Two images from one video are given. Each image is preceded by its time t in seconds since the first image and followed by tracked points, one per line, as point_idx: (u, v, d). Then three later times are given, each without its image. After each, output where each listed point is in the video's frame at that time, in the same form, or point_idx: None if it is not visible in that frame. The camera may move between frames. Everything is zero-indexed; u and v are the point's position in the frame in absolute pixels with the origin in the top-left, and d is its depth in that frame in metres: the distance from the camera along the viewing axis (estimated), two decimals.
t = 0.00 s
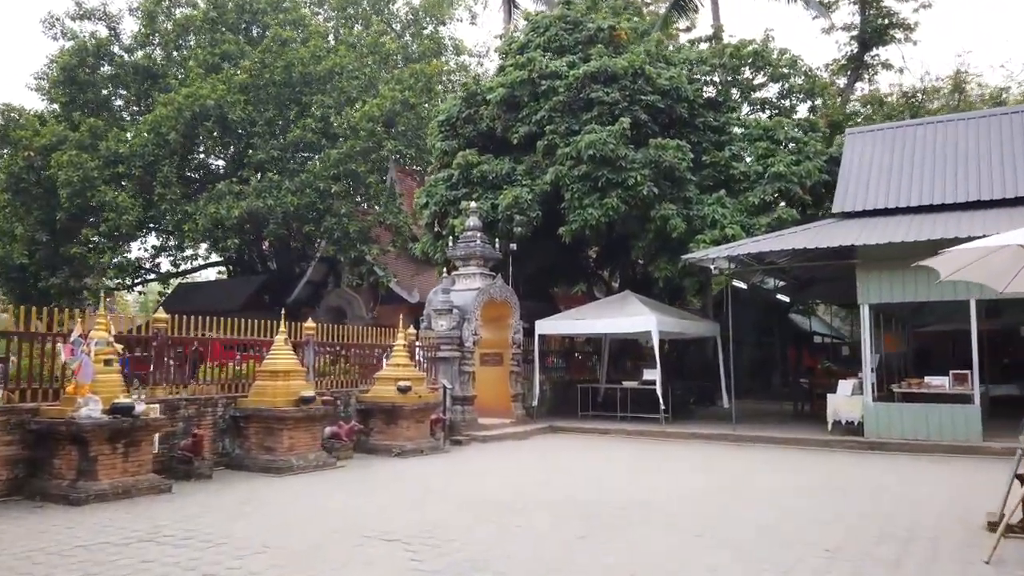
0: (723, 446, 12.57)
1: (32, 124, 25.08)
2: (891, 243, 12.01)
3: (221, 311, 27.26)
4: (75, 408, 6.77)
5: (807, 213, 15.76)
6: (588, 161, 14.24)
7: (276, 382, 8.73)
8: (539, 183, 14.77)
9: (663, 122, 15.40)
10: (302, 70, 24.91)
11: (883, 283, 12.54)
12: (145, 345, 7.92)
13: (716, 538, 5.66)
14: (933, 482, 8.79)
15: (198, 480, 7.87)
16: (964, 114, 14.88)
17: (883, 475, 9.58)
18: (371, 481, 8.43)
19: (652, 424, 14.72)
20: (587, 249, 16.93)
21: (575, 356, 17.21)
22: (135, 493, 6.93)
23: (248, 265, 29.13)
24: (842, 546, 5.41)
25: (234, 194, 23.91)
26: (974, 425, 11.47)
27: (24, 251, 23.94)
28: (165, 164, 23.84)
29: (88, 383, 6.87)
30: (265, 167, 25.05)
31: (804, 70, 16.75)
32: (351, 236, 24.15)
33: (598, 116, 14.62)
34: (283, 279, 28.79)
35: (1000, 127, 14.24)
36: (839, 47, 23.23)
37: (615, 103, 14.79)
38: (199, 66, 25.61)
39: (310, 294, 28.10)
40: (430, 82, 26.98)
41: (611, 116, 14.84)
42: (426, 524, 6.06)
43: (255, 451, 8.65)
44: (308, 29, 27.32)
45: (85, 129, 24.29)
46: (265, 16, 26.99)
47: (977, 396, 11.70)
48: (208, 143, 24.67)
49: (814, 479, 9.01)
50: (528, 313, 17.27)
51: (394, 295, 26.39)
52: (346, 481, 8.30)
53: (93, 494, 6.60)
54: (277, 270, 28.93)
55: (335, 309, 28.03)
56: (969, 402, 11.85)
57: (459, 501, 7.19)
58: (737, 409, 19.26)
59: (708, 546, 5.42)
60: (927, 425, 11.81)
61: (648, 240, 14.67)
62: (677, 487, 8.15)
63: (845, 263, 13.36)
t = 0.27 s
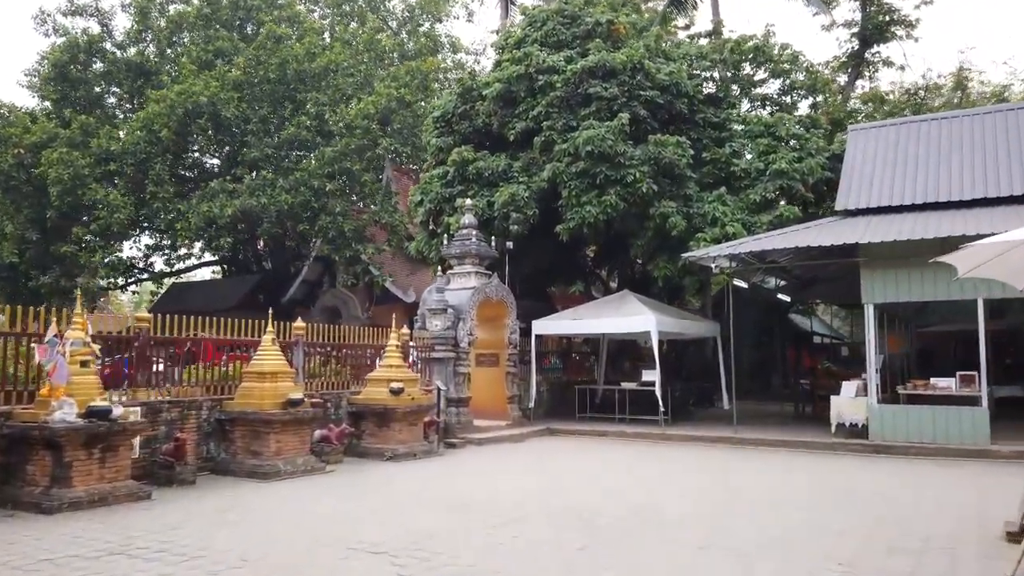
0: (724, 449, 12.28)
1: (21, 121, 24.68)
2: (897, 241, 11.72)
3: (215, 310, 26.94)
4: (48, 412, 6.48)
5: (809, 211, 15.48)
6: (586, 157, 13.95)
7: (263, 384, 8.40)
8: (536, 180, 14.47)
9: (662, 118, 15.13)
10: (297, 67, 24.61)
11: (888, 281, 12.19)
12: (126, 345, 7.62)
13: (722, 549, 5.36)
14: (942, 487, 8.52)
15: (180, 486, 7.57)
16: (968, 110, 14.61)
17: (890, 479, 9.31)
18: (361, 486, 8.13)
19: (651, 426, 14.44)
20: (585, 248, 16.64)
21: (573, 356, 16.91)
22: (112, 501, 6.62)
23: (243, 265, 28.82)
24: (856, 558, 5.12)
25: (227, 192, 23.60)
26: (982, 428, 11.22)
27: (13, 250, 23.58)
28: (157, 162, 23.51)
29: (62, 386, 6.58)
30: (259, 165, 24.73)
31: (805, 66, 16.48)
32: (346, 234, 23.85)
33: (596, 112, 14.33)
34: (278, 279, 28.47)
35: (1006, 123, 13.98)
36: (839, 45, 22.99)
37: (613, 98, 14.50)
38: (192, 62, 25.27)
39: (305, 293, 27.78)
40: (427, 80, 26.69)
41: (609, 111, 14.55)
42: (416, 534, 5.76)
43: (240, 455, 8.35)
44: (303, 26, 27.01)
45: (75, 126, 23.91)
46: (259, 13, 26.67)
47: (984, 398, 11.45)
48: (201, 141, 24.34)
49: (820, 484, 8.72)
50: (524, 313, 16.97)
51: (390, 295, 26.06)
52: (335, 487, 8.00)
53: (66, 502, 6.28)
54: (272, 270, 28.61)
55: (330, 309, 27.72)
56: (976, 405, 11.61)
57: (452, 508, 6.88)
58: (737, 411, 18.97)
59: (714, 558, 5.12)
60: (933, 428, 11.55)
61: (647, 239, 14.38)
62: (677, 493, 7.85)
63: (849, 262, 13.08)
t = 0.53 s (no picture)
0: (723, 451, 12.01)
1: (11, 119, 24.30)
2: (899, 238, 11.45)
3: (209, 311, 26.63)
4: (18, 414, 6.18)
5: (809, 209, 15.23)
6: (582, 153, 13.68)
7: (247, 386, 8.12)
8: (532, 177, 14.19)
9: (659, 114, 14.89)
10: (290, 64, 24.32)
11: (893, 275, 11.80)
12: (104, 344, 7.32)
13: (723, 559, 5.09)
14: (947, 492, 8.27)
15: (159, 491, 7.28)
16: (971, 106, 14.35)
17: (892, 482, 9.06)
18: (347, 492, 7.85)
19: (648, 428, 14.16)
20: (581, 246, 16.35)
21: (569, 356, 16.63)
22: (85, 508, 6.33)
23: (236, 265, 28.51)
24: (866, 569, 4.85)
25: (219, 190, 23.29)
26: (986, 432, 10.97)
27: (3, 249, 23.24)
28: (149, 160, 23.17)
29: (33, 388, 6.29)
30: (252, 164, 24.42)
31: (805, 62, 16.23)
32: (340, 233, 23.55)
33: (592, 107, 14.07)
34: (272, 279, 28.16)
35: (1009, 118, 13.75)
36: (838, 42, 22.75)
37: (610, 94, 14.25)
38: (185, 60, 24.95)
39: (300, 293, 27.45)
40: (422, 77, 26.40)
41: (606, 107, 14.31)
42: (401, 543, 5.48)
43: (223, 459, 8.06)
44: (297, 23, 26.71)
45: (66, 124, 23.54)
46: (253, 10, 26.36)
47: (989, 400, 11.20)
48: (193, 139, 24.01)
49: (820, 488, 8.48)
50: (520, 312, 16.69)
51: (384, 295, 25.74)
52: (320, 492, 7.71)
53: (36, 510, 5.99)
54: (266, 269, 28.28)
55: (324, 309, 27.41)
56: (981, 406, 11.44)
57: (438, 515, 6.60)
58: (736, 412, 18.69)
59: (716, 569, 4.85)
60: (936, 431, 11.30)
61: (644, 237, 14.12)
62: (674, 499, 7.61)
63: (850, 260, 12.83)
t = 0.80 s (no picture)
0: (719, 452, 11.74)
1: None
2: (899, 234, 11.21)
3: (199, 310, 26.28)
4: None
5: (806, 205, 14.99)
6: (576, 148, 13.41)
7: (226, 385, 7.79)
8: (524, 172, 13.91)
9: (653, 108, 14.64)
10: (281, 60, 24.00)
11: (893, 270, 11.54)
12: (76, 341, 7.03)
13: (722, 567, 4.83)
14: (949, 493, 8.05)
15: (134, 495, 6.98)
16: (971, 100, 14.12)
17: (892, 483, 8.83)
18: (331, 495, 7.57)
19: (643, 429, 13.90)
20: (575, 243, 16.07)
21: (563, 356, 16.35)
22: (52, 513, 6.03)
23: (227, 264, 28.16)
24: None
25: (209, 188, 22.96)
26: (988, 432, 10.76)
27: None
28: (137, 157, 22.80)
29: None
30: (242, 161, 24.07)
31: (801, 56, 15.99)
32: (332, 232, 23.24)
33: (585, 101, 13.80)
34: (264, 278, 27.80)
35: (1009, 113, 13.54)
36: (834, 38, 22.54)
37: (603, 88, 13.98)
38: (174, 56, 24.58)
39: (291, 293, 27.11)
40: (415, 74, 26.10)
41: (600, 101, 14.04)
42: (382, 550, 5.20)
43: (202, 461, 7.76)
44: (288, 19, 26.38)
45: (52, 120, 23.10)
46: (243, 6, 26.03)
47: (991, 399, 10.98)
48: (183, 136, 23.64)
49: (818, 489, 8.24)
50: (512, 310, 16.41)
51: (376, 293, 25.45)
52: (303, 495, 7.43)
53: None
54: (257, 268, 27.90)
55: (316, 308, 27.08)
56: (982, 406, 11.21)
57: (424, 520, 6.33)
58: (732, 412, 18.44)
59: None
60: (937, 431, 11.08)
61: (639, 233, 13.86)
62: (668, 502, 7.35)
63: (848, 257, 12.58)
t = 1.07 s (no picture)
0: (715, 455, 11.50)
1: None
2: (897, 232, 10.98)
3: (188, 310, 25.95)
4: None
5: (801, 204, 14.76)
6: (568, 145, 13.14)
7: (204, 388, 7.50)
8: (515, 169, 13.64)
9: (647, 105, 14.39)
10: (270, 57, 23.66)
11: (892, 269, 11.32)
12: (48, 341, 6.74)
13: None
14: (951, 499, 7.82)
15: (106, 502, 6.70)
16: (970, 98, 13.92)
17: (891, 488, 8.60)
18: (313, 502, 7.29)
19: (637, 431, 13.65)
20: (568, 242, 15.80)
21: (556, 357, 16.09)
22: (16, 524, 5.72)
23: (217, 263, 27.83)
24: None
25: (197, 186, 22.60)
26: (989, 435, 10.51)
27: None
28: (123, 154, 22.42)
29: None
30: (231, 159, 23.71)
31: (797, 53, 15.77)
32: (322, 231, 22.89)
33: (578, 97, 13.54)
34: (254, 278, 27.46)
35: (1008, 109, 13.33)
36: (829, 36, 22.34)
37: (597, 84, 13.72)
38: (161, 52, 24.20)
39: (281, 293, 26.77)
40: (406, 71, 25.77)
41: (593, 97, 13.77)
42: (362, 563, 4.93)
43: (179, 466, 7.47)
44: (277, 15, 26.02)
45: (37, 117, 22.66)
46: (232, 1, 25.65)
47: (991, 401, 10.74)
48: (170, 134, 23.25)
49: (816, 494, 8.01)
50: (504, 311, 16.15)
51: (367, 293, 25.14)
52: (283, 502, 7.14)
53: None
54: (247, 268, 27.55)
55: (307, 308, 26.73)
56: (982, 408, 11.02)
57: (408, 529, 6.06)
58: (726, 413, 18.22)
59: None
60: (936, 434, 10.85)
61: (632, 232, 13.61)
62: (663, 510, 7.10)
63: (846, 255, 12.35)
